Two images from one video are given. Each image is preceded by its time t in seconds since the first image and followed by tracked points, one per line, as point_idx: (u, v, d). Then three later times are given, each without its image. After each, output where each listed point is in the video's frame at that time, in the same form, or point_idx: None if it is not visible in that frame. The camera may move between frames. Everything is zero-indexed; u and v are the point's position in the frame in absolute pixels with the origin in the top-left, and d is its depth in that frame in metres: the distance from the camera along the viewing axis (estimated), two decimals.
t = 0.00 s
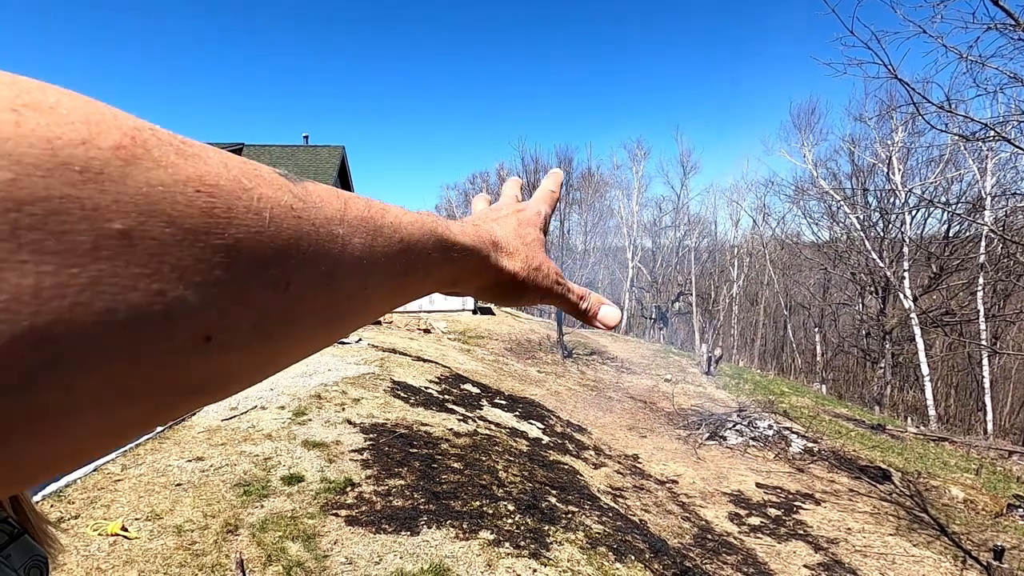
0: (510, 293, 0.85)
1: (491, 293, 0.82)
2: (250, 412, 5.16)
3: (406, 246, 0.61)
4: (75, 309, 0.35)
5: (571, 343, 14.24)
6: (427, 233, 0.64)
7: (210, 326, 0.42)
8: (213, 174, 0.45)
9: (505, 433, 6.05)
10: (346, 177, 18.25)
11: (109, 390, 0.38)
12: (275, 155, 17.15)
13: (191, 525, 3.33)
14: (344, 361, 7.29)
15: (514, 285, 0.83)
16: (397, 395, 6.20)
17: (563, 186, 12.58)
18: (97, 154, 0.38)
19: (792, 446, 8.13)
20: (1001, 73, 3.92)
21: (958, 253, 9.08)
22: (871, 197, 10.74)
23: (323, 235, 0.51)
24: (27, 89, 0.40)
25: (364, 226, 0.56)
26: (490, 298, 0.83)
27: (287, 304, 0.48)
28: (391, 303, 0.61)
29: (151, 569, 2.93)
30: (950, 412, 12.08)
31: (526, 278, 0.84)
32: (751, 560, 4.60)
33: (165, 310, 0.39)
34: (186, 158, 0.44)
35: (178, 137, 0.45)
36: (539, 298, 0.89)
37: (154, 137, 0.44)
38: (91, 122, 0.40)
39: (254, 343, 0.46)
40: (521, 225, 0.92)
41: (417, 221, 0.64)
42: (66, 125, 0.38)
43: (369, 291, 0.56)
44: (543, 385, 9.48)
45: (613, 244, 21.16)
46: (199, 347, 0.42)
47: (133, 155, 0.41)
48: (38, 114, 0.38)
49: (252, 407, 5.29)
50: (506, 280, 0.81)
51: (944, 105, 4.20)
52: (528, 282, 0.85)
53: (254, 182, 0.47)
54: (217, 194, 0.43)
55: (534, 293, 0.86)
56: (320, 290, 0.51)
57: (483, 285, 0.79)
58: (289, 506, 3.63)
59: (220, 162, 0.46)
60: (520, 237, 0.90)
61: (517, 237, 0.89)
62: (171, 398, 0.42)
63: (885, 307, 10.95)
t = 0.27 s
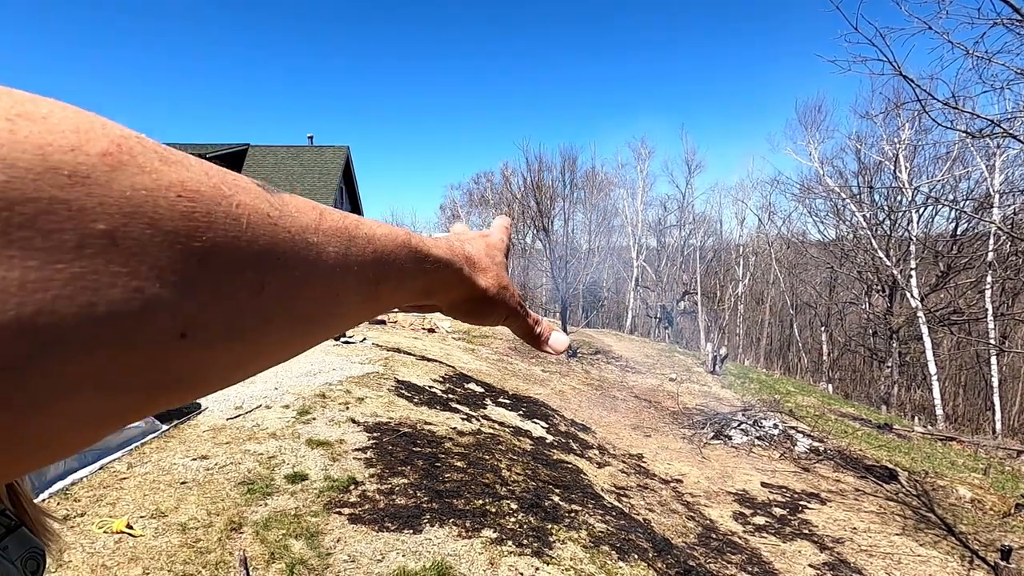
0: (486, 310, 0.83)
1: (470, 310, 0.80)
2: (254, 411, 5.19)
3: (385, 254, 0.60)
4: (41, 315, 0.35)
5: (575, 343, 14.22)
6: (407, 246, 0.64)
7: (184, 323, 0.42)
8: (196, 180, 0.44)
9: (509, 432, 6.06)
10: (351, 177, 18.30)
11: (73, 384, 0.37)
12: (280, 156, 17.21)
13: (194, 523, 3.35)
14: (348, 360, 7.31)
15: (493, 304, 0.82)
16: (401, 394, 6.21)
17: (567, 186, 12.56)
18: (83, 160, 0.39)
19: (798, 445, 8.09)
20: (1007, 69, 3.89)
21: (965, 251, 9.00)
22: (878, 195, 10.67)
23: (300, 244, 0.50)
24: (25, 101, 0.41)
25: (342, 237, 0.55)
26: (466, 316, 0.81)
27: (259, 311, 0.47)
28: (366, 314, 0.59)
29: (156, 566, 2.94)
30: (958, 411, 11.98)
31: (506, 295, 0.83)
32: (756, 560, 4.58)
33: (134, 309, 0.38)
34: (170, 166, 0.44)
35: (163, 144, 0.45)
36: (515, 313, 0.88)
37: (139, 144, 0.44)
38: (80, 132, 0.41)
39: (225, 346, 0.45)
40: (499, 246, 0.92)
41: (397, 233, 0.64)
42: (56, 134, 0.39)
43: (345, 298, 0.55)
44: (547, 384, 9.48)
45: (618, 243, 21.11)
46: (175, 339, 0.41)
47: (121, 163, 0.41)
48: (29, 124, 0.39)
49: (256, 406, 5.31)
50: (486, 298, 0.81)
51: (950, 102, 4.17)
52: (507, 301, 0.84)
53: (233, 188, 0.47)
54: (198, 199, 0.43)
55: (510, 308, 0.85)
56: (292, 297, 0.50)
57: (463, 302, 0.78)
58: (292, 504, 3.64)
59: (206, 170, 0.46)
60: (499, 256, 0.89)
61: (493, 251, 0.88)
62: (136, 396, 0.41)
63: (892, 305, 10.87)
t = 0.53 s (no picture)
0: (437, 355, 0.83)
1: (420, 355, 0.81)
2: (261, 410, 5.20)
3: (329, 307, 0.60)
4: None
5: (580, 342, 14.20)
6: (354, 297, 0.64)
7: (94, 404, 0.41)
8: (125, 249, 0.42)
9: (515, 431, 6.05)
10: (356, 177, 18.34)
11: None
12: (285, 156, 17.26)
13: (202, 522, 3.36)
14: (354, 360, 7.32)
15: (441, 349, 0.83)
16: (406, 394, 6.22)
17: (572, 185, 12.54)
18: None
19: (805, 445, 8.05)
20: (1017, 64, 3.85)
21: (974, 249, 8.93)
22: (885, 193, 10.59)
23: (235, 303, 0.49)
24: None
25: (284, 291, 0.55)
26: (417, 361, 0.81)
27: (187, 376, 0.47)
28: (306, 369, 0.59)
29: (164, 565, 2.96)
30: (967, 411, 11.89)
31: (455, 341, 0.84)
32: (763, 560, 4.56)
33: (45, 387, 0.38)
34: (94, 235, 0.40)
35: (88, 208, 0.42)
36: (467, 360, 0.89)
37: (62, 212, 0.40)
38: None
39: (145, 416, 0.45)
40: (460, 290, 0.93)
41: (346, 282, 0.64)
42: None
43: (283, 355, 0.55)
44: (553, 384, 9.47)
45: (623, 242, 21.07)
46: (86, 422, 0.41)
47: (37, 236, 0.37)
48: None
49: (263, 405, 5.33)
50: (434, 343, 0.81)
51: (959, 97, 4.15)
52: (455, 345, 0.85)
53: (165, 250, 0.45)
54: (124, 268, 0.41)
55: (461, 355, 0.86)
56: (222, 360, 0.49)
57: (412, 347, 0.78)
58: (299, 504, 3.65)
59: (133, 236, 0.43)
60: (457, 300, 0.90)
61: (452, 295, 0.89)
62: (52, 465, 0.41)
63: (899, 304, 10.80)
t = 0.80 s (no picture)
0: (403, 349, 0.83)
1: (389, 350, 0.81)
2: (266, 410, 5.22)
3: (297, 303, 0.59)
4: None
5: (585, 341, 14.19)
6: (323, 292, 0.64)
7: (60, 397, 0.42)
8: (89, 241, 0.42)
9: (519, 430, 6.06)
10: (360, 176, 18.36)
11: None
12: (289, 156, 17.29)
13: (209, 521, 3.37)
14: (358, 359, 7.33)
15: (409, 345, 0.82)
16: (411, 393, 6.22)
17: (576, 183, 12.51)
18: None
19: (811, 444, 8.01)
20: None
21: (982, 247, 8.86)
22: (891, 191, 10.51)
23: (201, 296, 0.49)
24: None
25: (251, 284, 0.54)
26: (383, 354, 0.81)
27: (151, 368, 0.47)
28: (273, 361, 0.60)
29: (171, 564, 2.97)
30: (974, 410, 11.82)
31: (423, 336, 0.84)
32: (770, 560, 4.55)
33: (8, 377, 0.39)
34: (58, 225, 0.42)
35: (53, 202, 0.43)
36: (433, 352, 0.89)
37: (25, 203, 0.42)
38: None
39: (110, 407, 0.46)
40: (426, 282, 0.92)
41: (317, 277, 0.63)
42: None
43: (248, 349, 0.55)
44: (557, 383, 9.47)
45: (627, 241, 21.04)
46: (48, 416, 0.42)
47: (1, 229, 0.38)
48: None
49: (268, 405, 5.35)
50: (402, 338, 0.81)
51: (968, 94, 4.11)
52: (423, 340, 0.84)
53: (131, 243, 0.45)
54: (89, 259, 0.41)
55: (428, 348, 0.86)
56: (189, 352, 0.50)
57: (379, 342, 0.78)
58: (305, 503, 3.66)
59: (98, 227, 0.44)
60: (424, 294, 0.89)
61: (418, 286, 0.88)
62: (13, 445, 0.42)
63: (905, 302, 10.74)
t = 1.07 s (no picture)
0: (406, 352, 0.82)
1: (392, 352, 0.80)
2: (270, 410, 5.24)
3: (304, 306, 0.58)
4: None
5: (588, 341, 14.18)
6: (329, 296, 0.63)
7: (75, 399, 0.41)
8: (103, 246, 0.41)
9: (523, 430, 6.06)
10: (363, 177, 18.40)
11: None
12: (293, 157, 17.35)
13: (213, 521, 3.39)
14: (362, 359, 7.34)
15: (412, 347, 0.82)
16: (415, 393, 6.23)
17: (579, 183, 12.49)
18: None
19: (815, 444, 7.98)
20: None
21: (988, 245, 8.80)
22: (896, 189, 10.46)
23: (213, 301, 0.48)
24: None
25: (260, 289, 0.53)
26: (385, 356, 0.80)
27: (160, 373, 0.46)
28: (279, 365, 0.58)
29: (176, 564, 2.99)
30: (980, 409, 11.76)
31: (427, 340, 0.84)
32: (774, 560, 4.53)
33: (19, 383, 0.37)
34: (74, 231, 0.40)
35: (69, 208, 0.41)
36: (436, 356, 0.88)
37: (43, 209, 0.40)
38: None
39: (118, 411, 0.44)
40: (429, 286, 0.92)
41: (324, 280, 0.62)
42: None
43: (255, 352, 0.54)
44: (560, 383, 9.47)
45: (630, 241, 21.01)
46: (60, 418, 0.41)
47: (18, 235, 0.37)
48: None
49: (272, 405, 5.37)
50: (406, 341, 0.81)
51: (974, 92, 4.09)
52: (428, 342, 0.84)
53: (144, 248, 0.44)
54: (105, 265, 0.40)
55: (433, 351, 0.85)
56: (197, 357, 0.48)
57: (383, 345, 0.77)
58: (309, 503, 3.67)
59: (113, 234, 0.43)
60: (428, 297, 0.89)
61: (422, 291, 0.88)
62: (12, 450, 0.40)
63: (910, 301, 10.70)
